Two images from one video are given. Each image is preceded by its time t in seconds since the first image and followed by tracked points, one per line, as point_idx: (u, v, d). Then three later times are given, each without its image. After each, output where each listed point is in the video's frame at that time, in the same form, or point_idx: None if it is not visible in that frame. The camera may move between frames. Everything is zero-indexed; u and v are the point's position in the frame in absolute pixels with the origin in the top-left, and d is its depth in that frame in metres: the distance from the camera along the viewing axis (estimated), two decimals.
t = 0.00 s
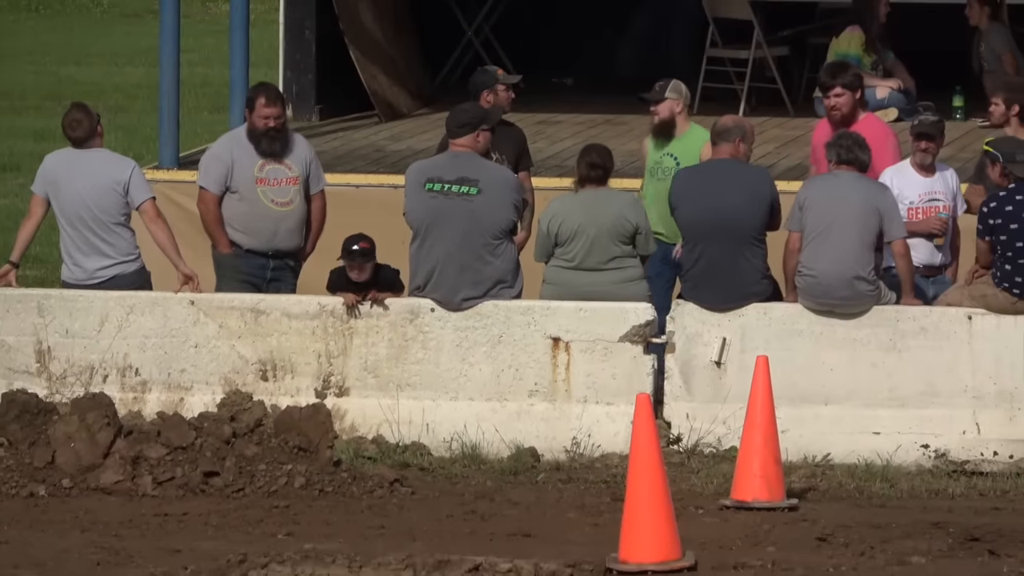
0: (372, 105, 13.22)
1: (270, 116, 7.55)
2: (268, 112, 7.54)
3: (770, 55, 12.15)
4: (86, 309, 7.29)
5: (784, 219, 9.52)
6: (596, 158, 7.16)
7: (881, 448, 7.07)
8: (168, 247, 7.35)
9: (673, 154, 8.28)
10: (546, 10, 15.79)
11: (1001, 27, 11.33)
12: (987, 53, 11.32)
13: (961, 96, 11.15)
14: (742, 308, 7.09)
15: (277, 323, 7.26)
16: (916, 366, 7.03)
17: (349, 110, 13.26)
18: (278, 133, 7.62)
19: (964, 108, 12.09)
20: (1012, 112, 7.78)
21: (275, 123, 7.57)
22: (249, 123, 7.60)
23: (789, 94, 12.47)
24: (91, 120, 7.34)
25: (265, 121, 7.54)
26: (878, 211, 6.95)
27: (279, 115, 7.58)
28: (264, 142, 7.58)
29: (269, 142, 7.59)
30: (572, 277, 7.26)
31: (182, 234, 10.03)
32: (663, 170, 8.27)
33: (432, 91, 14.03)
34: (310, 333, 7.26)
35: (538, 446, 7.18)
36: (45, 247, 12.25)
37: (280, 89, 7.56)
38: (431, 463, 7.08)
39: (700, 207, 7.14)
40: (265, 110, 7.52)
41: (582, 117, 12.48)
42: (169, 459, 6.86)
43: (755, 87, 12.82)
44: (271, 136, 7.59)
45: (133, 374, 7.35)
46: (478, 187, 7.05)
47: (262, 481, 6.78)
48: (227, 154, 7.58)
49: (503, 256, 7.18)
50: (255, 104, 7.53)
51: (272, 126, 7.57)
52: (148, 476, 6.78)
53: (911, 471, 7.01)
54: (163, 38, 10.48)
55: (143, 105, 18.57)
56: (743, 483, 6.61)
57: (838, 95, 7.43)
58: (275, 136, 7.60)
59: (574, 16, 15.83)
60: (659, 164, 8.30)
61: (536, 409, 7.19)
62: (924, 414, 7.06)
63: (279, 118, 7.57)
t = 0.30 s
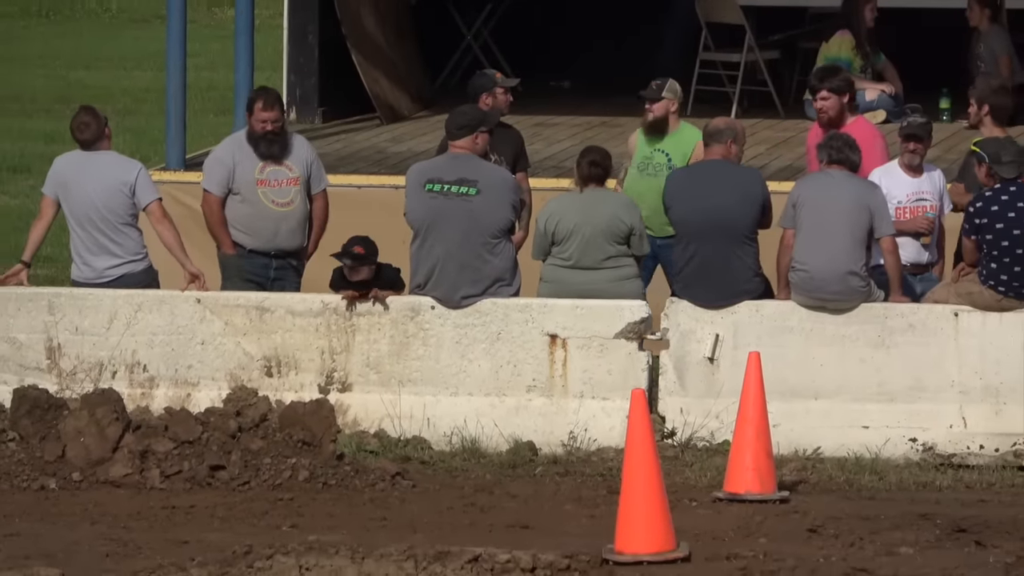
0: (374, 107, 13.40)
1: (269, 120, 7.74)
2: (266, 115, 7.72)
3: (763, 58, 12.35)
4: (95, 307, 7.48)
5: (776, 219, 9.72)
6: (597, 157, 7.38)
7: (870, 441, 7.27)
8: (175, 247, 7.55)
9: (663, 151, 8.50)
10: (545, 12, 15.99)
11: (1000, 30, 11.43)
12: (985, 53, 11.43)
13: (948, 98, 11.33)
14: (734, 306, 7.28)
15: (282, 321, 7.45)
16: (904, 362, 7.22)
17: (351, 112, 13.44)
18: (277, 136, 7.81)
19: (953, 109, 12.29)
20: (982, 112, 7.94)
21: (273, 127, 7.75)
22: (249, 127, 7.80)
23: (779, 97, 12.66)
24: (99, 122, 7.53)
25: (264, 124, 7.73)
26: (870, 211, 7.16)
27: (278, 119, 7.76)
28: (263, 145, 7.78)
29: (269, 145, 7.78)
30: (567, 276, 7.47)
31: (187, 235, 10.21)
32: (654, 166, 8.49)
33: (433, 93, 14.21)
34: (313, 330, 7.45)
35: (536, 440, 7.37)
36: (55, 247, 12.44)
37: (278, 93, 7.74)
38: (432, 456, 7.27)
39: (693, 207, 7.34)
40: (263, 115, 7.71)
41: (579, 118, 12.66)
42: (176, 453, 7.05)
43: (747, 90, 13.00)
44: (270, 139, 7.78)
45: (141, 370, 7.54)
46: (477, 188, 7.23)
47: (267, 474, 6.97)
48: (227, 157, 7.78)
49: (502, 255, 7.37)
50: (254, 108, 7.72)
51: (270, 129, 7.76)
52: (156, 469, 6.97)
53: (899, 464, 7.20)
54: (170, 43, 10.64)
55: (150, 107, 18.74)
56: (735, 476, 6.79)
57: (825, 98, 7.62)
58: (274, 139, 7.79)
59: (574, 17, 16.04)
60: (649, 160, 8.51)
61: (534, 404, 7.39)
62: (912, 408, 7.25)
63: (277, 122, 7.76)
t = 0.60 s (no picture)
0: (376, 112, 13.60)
1: (263, 125, 7.94)
2: (260, 121, 7.92)
3: (755, 65, 12.56)
4: (105, 307, 7.67)
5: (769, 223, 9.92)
6: (592, 161, 7.56)
7: (860, 438, 7.45)
8: (182, 248, 7.75)
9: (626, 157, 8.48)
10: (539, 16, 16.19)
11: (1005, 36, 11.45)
12: (988, 58, 11.48)
13: (936, 104, 11.51)
14: (727, 306, 7.47)
15: (286, 321, 7.64)
16: (893, 361, 7.41)
17: (353, 117, 13.63)
18: (271, 140, 8.01)
19: (942, 114, 12.50)
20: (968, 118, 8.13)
21: (266, 132, 7.95)
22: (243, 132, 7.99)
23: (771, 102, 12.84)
24: (108, 127, 7.68)
25: (258, 129, 7.93)
26: (861, 212, 7.35)
27: (271, 124, 7.97)
28: (258, 150, 7.98)
29: (264, 149, 7.98)
30: (564, 276, 7.66)
31: (195, 236, 10.37)
32: (618, 174, 8.47)
33: (433, 98, 14.41)
34: (317, 330, 7.65)
35: (534, 437, 7.56)
36: (64, 248, 12.64)
37: (270, 99, 7.94)
38: (433, 453, 7.46)
39: (688, 209, 7.52)
40: (257, 120, 7.90)
41: (576, 124, 12.85)
42: (183, 449, 7.24)
43: (740, 96, 13.19)
44: (265, 143, 7.98)
45: (149, 369, 7.73)
46: (477, 192, 7.43)
47: (272, 470, 7.15)
48: (223, 162, 7.98)
49: (501, 257, 7.57)
50: (247, 115, 7.91)
51: (264, 134, 7.95)
52: (164, 465, 7.15)
53: (888, 461, 7.38)
54: (178, 50, 10.82)
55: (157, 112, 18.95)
56: (728, 472, 6.98)
57: (806, 102, 7.80)
58: (269, 143, 8.00)
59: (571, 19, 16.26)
60: (613, 168, 8.49)
61: (532, 402, 7.58)
62: (900, 406, 7.44)
63: (270, 126, 7.96)
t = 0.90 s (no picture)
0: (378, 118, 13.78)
1: (258, 135, 8.12)
2: (255, 131, 8.10)
3: (748, 73, 12.77)
4: (114, 309, 7.86)
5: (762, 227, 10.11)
6: (589, 166, 7.75)
7: (850, 436, 7.64)
8: (190, 251, 7.94)
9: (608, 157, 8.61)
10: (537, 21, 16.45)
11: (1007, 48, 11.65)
12: (988, 68, 11.64)
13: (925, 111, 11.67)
14: (721, 308, 7.67)
15: (291, 322, 7.84)
16: (882, 361, 7.60)
17: (356, 124, 13.82)
18: (265, 148, 8.19)
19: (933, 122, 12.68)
20: (963, 125, 8.26)
21: (262, 141, 8.13)
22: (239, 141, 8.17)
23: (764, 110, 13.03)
24: (118, 131, 7.94)
25: (253, 139, 8.11)
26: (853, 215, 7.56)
27: (266, 133, 8.14)
28: (253, 158, 8.17)
29: (258, 158, 8.16)
30: (561, 279, 7.85)
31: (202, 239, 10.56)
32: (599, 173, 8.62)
33: (434, 105, 14.59)
34: (321, 331, 7.84)
35: (532, 436, 7.76)
36: (74, 252, 12.84)
37: (264, 109, 8.11)
38: (433, 451, 7.65)
39: (683, 213, 7.73)
40: (252, 130, 8.08)
41: (574, 131, 13.04)
42: (190, 448, 7.43)
43: (733, 103, 13.38)
44: (259, 152, 8.16)
45: (158, 369, 7.93)
46: (477, 197, 7.65)
47: (277, 468, 7.35)
48: (218, 171, 8.15)
49: (501, 259, 7.77)
50: (243, 125, 8.09)
51: (259, 143, 8.13)
52: (172, 464, 7.34)
53: (877, 458, 7.57)
54: (185, 59, 10.95)
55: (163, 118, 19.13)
56: (722, 470, 7.17)
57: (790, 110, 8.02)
58: (263, 152, 8.18)
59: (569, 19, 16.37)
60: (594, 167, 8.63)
61: (531, 401, 7.78)
62: (889, 405, 7.64)
63: (266, 136, 8.13)
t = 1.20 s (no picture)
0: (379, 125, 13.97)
1: (256, 144, 8.28)
2: (254, 140, 8.26)
3: (740, 80, 12.97)
4: (122, 311, 8.06)
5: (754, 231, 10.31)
6: (583, 174, 7.89)
7: (840, 435, 7.83)
8: (195, 254, 8.13)
9: (614, 167, 8.88)
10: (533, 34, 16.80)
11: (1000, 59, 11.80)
12: (981, 77, 11.80)
13: (912, 118, 11.81)
14: (714, 310, 7.85)
15: (294, 324, 8.04)
16: (871, 361, 7.79)
17: (357, 130, 14.01)
18: (263, 156, 8.36)
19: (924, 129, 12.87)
20: (954, 131, 8.39)
21: (260, 151, 8.29)
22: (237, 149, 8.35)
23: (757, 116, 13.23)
24: (126, 137, 8.11)
25: (251, 148, 8.28)
26: (843, 219, 7.77)
27: (264, 142, 8.30)
28: (251, 166, 8.35)
29: (255, 166, 8.34)
30: (558, 282, 8.06)
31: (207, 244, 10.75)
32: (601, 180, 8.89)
33: (434, 112, 14.78)
34: (323, 332, 8.04)
35: (530, 434, 7.96)
36: (81, 256, 13.03)
37: (263, 118, 8.25)
38: (433, 450, 7.85)
39: (677, 217, 7.93)
40: (251, 140, 8.24)
41: (571, 136, 13.24)
42: (197, 446, 7.63)
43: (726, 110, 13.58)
44: (257, 160, 8.34)
45: (164, 369, 8.12)
46: (476, 202, 7.86)
47: (281, 466, 7.54)
48: (217, 178, 8.36)
49: (498, 263, 7.98)
50: (242, 134, 8.25)
51: (257, 152, 8.30)
52: (178, 462, 7.54)
53: (866, 456, 7.76)
54: (189, 68, 11.14)
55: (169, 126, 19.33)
56: (715, 468, 7.36)
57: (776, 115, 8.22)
58: (261, 159, 8.35)
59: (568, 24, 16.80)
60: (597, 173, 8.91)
61: (528, 401, 7.97)
62: (878, 405, 7.83)
63: (264, 145, 8.29)
